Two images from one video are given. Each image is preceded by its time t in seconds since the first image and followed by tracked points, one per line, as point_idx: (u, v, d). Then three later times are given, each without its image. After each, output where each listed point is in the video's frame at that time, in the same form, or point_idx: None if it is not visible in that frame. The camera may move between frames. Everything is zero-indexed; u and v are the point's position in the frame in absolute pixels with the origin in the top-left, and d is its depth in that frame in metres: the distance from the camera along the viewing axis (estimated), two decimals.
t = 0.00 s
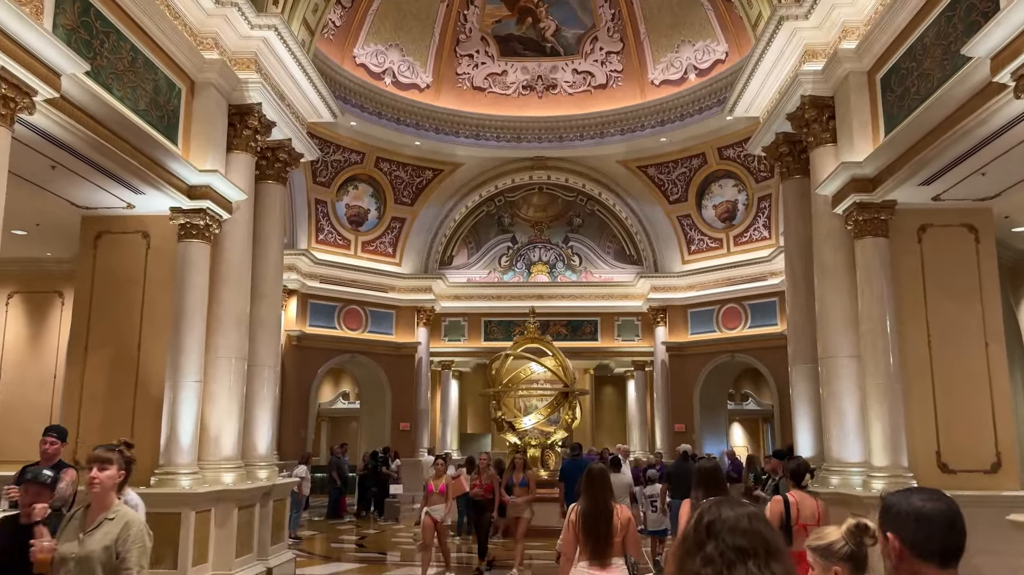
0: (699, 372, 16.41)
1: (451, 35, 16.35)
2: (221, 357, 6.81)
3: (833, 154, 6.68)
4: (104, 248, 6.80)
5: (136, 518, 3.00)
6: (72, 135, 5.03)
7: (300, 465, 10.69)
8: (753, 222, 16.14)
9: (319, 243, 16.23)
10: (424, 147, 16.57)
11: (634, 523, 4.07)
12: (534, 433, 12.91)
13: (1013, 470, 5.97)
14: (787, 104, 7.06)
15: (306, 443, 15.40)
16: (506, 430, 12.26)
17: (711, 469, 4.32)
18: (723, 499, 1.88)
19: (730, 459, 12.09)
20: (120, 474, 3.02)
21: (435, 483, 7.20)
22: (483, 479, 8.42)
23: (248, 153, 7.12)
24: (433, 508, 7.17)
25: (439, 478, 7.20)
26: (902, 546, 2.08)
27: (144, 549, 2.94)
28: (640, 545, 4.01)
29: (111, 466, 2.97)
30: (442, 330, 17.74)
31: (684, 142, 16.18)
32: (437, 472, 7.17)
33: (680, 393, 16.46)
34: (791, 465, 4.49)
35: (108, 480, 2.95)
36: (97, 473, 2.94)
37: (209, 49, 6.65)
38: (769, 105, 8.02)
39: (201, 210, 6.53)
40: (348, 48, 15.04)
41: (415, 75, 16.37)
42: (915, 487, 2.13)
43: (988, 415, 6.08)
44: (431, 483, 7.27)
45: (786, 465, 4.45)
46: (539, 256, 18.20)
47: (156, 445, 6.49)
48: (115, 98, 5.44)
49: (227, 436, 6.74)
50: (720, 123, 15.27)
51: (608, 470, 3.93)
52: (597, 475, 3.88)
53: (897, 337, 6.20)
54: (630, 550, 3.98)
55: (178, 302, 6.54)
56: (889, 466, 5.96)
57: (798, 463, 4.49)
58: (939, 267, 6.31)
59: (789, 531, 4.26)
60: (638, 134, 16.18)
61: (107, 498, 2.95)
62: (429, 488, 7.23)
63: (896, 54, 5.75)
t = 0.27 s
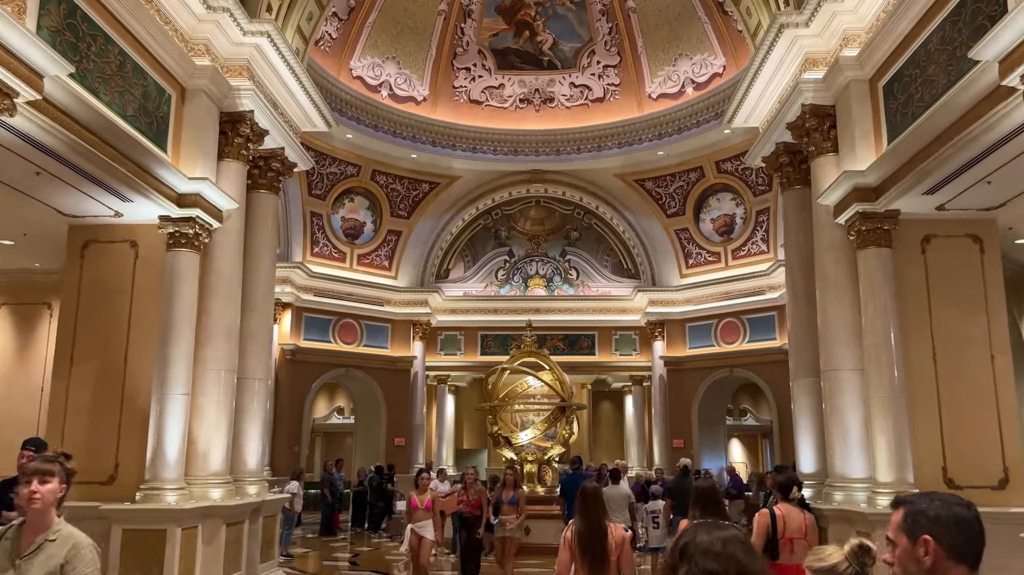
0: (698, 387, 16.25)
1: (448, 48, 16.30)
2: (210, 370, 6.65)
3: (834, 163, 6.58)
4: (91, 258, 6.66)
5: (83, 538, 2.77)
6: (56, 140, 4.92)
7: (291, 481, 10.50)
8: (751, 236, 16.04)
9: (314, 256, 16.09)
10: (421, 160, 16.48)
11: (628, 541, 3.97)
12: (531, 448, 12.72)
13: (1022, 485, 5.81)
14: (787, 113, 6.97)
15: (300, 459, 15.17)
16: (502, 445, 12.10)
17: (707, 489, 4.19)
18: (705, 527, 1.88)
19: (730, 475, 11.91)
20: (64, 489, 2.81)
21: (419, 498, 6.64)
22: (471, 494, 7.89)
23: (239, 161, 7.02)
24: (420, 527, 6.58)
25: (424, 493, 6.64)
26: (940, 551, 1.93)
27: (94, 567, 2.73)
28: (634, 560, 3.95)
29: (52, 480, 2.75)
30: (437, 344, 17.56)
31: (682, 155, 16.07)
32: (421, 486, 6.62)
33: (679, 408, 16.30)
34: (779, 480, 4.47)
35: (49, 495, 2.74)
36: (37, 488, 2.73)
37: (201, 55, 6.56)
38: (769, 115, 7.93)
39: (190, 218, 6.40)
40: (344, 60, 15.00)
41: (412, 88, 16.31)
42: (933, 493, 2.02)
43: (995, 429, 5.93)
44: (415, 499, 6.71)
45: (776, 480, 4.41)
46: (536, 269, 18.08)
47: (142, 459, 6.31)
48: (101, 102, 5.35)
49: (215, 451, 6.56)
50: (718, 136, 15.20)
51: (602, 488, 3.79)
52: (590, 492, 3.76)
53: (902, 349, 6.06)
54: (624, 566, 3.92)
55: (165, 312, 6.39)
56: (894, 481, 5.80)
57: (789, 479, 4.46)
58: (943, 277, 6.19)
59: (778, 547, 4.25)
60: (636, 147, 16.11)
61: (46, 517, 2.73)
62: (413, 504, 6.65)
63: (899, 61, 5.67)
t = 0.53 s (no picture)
0: (693, 399, 16.09)
1: (442, 58, 16.22)
2: (194, 380, 6.47)
3: (833, 172, 6.48)
4: (72, 266, 6.47)
5: None
6: (35, 143, 4.76)
7: (279, 495, 10.28)
8: (746, 246, 15.94)
9: (305, 265, 15.92)
10: (414, 169, 16.35)
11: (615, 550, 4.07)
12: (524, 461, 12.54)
13: None
14: (785, 120, 6.87)
15: (289, 472, 14.93)
16: (494, 457, 11.81)
17: (698, 499, 4.29)
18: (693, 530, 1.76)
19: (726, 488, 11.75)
20: None
21: (403, 516, 6.20)
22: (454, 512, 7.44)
23: (227, 167, 6.88)
24: (404, 545, 6.08)
25: (408, 509, 6.21)
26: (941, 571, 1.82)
27: None
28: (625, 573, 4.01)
29: None
30: (430, 355, 17.39)
31: (677, 165, 15.96)
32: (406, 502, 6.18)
33: (674, 421, 16.14)
34: (767, 494, 4.53)
35: None
36: None
37: (188, 59, 6.42)
38: (766, 122, 7.83)
39: (175, 225, 6.25)
40: (337, 69, 14.89)
41: (405, 97, 16.20)
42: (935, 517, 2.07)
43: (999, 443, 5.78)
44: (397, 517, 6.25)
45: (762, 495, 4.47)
46: (530, 280, 18.00)
47: (123, 473, 6.12)
48: (83, 104, 5.21)
49: (199, 464, 6.37)
50: (712, 147, 15.13)
51: (588, 499, 3.87)
52: (574, 506, 3.85)
53: (903, 361, 5.93)
54: None
55: (149, 321, 6.22)
56: (896, 496, 5.64)
57: (774, 493, 4.52)
58: (945, 288, 6.07)
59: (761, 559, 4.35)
60: (630, 157, 16.03)
61: None
62: (394, 523, 6.17)
63: (899, 67, 5.57)
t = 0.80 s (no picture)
0: (683, 404, 15.98)
1: (432, 59, 16.09)
2: (171, 381, 6.28)
3: (825, 171, 6.38)
4: (46, 264, 6.28)
5: None
6: (5, 134, 4.59)
7: (261, 500, 10.09)
8: (737, 251, 15.85)
9: (292, 268, 15.74)
10: (403, 172, 16.19)
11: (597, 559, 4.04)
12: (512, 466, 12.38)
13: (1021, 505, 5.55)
14: (777, 118, 6.77)
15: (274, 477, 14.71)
16: (482, 463, 11.71)
17: (684, 504, 4.17)
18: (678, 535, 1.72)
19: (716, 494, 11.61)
20: None
21: (380, 520, 5.91)
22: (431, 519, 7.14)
23: (207, 164, 6.72)
24: (379, 552, 5.81)
25: (385, 514, 5.92)
26: None
27: None
28: None
29: None
30: (418, 360, 17.23)
31: (667, 169, 15.89)
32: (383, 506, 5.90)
33: (663, 426, 16.02)
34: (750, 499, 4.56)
35: None
36: None
37: (167, 52, 6.27)
38: (757, 122, 7.73)
39: (152, 221, 6.08)
40: (325, 69, 14.74)
41: (394, 99, 16.06)
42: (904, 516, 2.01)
43: (993, 447, 5.67)
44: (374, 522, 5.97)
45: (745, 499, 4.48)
46: (519, 283, 17.85)
47: (97, 476, 5.93)
48: (55, 95, 5.05)
49: (176, 467, 6.18)
50: (702, 151, 15.05)
51: (570, 504, 3.89)
52: (559, 509, 3.86)
53: (897, 364, 5.82)
54: None
55: (124, 319, 6.04)
56: (889, 501, 5.52)
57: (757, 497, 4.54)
58: (939, 289, 5.96)
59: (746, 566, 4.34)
60: (620, 161, 15.94)
61: None
62: (372, 527, 5.93)
63: (893, 63, 5.49)
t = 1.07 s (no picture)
0: (672, 406, 15.86)
1: (421, 58, 15.93)
2: (146, 382, 6.09)
3: (818, 169, 6.26)
4: (18, 260, 6.09)
5: None
6: None
7: (242, 504, 9.89)
8: (727, 252, 15.74)
9: (277, 268, 15.54)
10: (391, 171, 16.02)
11: (584, 560, 4.13)
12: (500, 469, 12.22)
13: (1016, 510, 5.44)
14: (768, 115, 6.66)
15: (259, 480, 14.48)
16: (469, 466, 11.50)
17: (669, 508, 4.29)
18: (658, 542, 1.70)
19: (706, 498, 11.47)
20: None
21: (353, 530, 5.59)
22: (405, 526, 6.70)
23: (185, 158, 6.54)
24: (350, 562, 5.46)
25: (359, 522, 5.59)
26: None
27: None
28: None
29: None
30: (406, 361, 17.06)
31: (658, 170, 15.74)
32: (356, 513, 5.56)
33: (653, 428, 15.89)
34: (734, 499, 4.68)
35: None
36: None
37: (143, 43, 6.09)
38: (749, 119, 7.61)
39: (127, 217, 5.89)
40: (312, 67, 14.55)
41: (383, 98, 15.88)
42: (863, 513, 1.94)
43: (988, 449, 5.57)
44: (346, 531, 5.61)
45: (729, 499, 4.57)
46: (508, 284, 17.72)
47: (68, 479, 5.74)
48: (24, 84, 4.86)
49: (150, 471, 5.99)
50: (693, 152, 14.95)
51: (557, 505, 3.99)
52: (547, 512, 3.97)
53: (890, 365, 5.70)
54: None
55: (97, 317, 5.84)
56: (883, 505, 5.40)
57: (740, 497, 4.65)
58: (932, 289, 5.86)
59: (731, 564, 4.44)
60: (611, 161, 15.81)
61: None
62: (344, 537, 5.57)
63: (887, 58, 5.38)
